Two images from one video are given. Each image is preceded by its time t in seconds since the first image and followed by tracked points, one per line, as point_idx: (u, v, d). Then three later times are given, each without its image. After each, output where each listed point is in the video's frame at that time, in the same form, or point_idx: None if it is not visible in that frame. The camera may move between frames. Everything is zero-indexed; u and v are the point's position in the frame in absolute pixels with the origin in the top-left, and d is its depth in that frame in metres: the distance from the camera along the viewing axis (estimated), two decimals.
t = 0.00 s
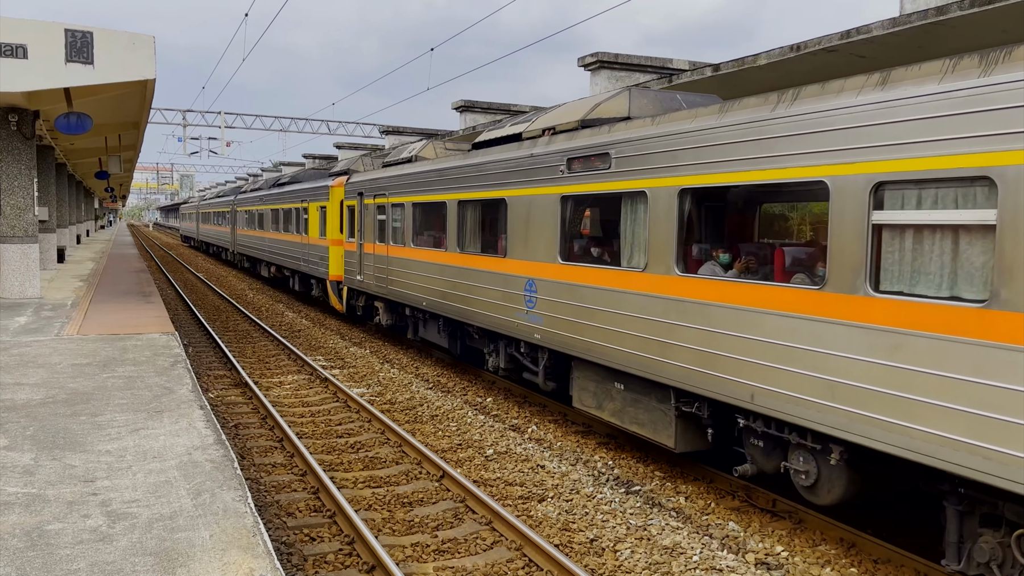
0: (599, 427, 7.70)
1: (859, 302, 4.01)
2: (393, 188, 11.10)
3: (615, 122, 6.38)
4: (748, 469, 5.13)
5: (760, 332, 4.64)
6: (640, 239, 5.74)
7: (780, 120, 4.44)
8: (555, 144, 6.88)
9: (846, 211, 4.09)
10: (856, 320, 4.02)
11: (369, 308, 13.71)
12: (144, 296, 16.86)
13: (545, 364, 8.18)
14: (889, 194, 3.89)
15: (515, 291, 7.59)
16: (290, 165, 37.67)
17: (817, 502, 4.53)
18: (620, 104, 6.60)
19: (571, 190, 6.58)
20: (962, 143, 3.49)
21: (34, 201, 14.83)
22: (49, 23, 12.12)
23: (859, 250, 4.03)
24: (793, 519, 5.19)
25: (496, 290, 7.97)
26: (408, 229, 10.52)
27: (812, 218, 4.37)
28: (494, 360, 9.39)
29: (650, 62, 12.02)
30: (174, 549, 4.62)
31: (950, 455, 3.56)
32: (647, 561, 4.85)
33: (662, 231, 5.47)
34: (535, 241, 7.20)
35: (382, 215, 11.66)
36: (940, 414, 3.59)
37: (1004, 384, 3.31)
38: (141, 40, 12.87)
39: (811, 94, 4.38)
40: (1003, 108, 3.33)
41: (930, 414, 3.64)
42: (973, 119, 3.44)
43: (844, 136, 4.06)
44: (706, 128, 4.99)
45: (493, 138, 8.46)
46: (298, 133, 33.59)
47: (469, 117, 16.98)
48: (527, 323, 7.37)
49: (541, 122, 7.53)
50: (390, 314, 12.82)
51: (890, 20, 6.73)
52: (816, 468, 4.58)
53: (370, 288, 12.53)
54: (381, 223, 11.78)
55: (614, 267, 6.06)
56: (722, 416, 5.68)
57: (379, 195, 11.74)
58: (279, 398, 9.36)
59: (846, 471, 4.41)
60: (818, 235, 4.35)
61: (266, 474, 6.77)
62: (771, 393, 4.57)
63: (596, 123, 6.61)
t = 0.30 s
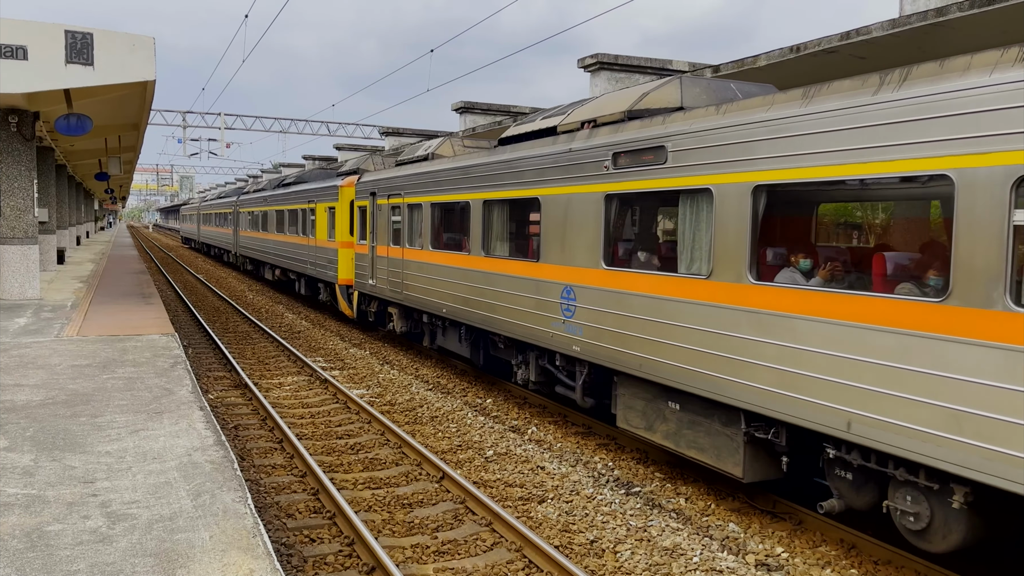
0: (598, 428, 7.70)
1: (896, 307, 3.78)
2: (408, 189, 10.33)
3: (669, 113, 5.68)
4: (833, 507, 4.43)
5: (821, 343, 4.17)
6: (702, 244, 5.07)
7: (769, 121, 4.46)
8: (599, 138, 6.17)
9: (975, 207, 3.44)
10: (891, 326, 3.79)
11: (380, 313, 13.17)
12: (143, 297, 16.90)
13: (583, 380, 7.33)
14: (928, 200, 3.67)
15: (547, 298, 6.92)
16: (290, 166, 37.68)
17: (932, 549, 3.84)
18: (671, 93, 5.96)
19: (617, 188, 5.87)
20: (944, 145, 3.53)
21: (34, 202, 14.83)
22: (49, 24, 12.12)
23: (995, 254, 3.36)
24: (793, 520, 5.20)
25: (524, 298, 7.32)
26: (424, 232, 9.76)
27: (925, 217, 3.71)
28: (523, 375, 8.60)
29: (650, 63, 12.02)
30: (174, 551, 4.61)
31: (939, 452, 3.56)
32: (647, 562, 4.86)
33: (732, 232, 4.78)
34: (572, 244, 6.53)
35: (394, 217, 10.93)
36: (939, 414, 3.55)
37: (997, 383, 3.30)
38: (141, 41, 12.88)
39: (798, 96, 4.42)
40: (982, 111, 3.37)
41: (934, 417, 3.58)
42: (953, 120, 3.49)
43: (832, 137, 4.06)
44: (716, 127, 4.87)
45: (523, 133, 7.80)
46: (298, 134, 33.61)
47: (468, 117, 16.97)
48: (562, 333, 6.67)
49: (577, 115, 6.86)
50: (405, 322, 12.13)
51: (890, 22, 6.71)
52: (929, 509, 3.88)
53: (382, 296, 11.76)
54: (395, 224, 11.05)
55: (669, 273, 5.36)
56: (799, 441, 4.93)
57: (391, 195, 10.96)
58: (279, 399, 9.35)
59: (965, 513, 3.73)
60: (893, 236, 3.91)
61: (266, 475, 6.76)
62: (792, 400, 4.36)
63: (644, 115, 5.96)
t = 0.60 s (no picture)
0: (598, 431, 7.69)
1: (915, 312, 3.63)
2: (428, 189, 9.67)
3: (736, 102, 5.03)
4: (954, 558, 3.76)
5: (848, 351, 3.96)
6: (785, 250, 4.42)
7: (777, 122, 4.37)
8: (652, 131, 5.51)
9: None
10: (913, 332, 3.63)
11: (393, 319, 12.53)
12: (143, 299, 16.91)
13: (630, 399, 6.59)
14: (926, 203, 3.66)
15: (588, 308, 6.28)
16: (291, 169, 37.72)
17: None
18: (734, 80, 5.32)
19: (673, 187, 5.22)
20: (950, 148, 3.44)
21: (35, 204, 14.83)
22: (50, 27, 12.12)
23: None
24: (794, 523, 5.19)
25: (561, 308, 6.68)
26: (447, 236, 9.12)
27: (958, 218, 3.55)
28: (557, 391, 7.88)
29: (650, 66, 12.01)
30: (174, 554, 4.60)
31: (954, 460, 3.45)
32: (647, 565, 4.84)
33: (820, 238, 4.15)
34: (617, 248, 5.88)
35: (411, 219, 10.30)
36: (951, 421, 3.44)
37: (1006, 389, 3.21)
38: (143, 44, 12.83)
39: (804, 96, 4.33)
40: (991, 114, 3.27)
41: (945, 423, 3.48)
42: (959, 124, 3.40)
43: (836, 139, 4.01)
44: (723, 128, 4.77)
45: (559, 128, 7.17)
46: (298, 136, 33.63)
47: (468, 120, 16.97)
48: (608, 347, 6.01)
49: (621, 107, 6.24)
50: (422, 330, 11.41)
51: (891, 25, 6.70)
52: None
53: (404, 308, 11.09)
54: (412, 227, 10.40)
55: (737, 284, 4.74)
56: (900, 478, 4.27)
57: (409, 197, 10.30)
58: (279, 401, 9.34)
59: None
60: (890, 239, 3.83)
61: (266, 477, 6.75)
62: (807, 408, 4.22)
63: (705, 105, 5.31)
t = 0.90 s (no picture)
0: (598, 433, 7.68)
1: (927, 316, 3.59)
2: (450, 190, 9.04)
3: (823, 88, 4.43)
4: None
5: (837, 351, 4.03)
6: (896, 257, 3.80)
7: (782, 125, 4.37)
8: (721, 122, 4.88)
9: None
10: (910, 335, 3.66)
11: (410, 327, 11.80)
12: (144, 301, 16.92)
13: (688, 422, 5.85)
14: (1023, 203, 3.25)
15: (639, 320, 5.63)
16: (291, 171, 37.76)
17: None
18: (816, 65, 4.75)
19: (744, 185, 4.62)
20: (954, 151, 3.47)
21: (35, 206, 14.83)
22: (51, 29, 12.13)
23: None
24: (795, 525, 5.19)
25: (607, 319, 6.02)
26: (472, 239, 8.49)
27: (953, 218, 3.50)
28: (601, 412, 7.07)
29: (650, 68, 12.01)
30: (175, 556, 4.61)
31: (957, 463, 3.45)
32: (647, 566, 4.85)
33: (944, 246, 3.54)
34: (676, 254, 5.23)
35: (431, 222, 9.68)
36: (957, 424, 3.43)
37: (1012, 392, 3.20)
38: (144, 46, 12.80)
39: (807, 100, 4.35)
40: (995, 117, 3.29)
41: (934, 424, 3.54)
42: (962, 126, 3.43)
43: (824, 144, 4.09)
44: (727, 131, 4.75)
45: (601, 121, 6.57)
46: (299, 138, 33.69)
47: (469, 122, 16.98)
48: (666, 365, 5.34)
49: (676, 98, 5.65)
50: (442, 339, 10.61)
51: (890, 27, 6.62)
52: None
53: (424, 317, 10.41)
54: (432, 230, 9.77)
55: (819, 294, 4.19)
56: None
57: (429, 197, 9.66)
58: (279, 403, 9.35)
59: None
60: None
61: (266, 479, 6.75)
62: (814, 412, 4.18)
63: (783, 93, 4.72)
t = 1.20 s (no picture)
0: (599, 435, 7.70)
1: (926, 319, 3.56)
2: (475, 189, 8.39)
3: (939, 68, 3.77)
4: None
5: (818, 350, 4.10)
6: None
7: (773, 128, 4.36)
8: (808, 109, 4.24)
9: None
10: (888, 333, 3.73)
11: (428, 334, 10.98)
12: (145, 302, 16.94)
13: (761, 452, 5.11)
14: None
15: (702, 334, 4.96)
16: (292, 172, 37.82)
17: None
18: (926, 44, 4.09)
19: (844, 181, 3.94)
20: (938, 155, 3.48)
21: (36, 207, 14.84)
22: (53, 30, 12.16)
23: None
24: (795, 527, 5.20)
25: (662, 333, 5.37)
26: (502, 242, 7.84)
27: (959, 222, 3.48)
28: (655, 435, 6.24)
29: (651, 70, 12.03)
30: (175, 556, 4.62)
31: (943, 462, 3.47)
32: (648, 568, 4.86)
33: None
34: (752, 260, 4.56)
35: (455, 224, 9.01)
36: (940, 422, 3.46)
37: (1000, 394, 3.20)
38: (145, 47, 12.83)
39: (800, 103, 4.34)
40: (982, 121, 3.30)
41: (911, 420, 3.60)
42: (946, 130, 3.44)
43: (803, 148, 4.17)
44: (723, 134, 4.73)
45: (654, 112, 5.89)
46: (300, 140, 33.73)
47: (470, 123, 17.01)
48: (740, 387, 4.64)
49: (748, 84, 5.02)
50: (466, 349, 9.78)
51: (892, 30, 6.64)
52: None
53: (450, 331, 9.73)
54: (456, 231, 9.07)
55: (940, 309, 3.52)
56: None
57: (452, 197, 8.98)
58: (280, 404, 9.37)
59: None
60: None
61: (267, 480, 6.77)
62: (796, 410, 4.25)
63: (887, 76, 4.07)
